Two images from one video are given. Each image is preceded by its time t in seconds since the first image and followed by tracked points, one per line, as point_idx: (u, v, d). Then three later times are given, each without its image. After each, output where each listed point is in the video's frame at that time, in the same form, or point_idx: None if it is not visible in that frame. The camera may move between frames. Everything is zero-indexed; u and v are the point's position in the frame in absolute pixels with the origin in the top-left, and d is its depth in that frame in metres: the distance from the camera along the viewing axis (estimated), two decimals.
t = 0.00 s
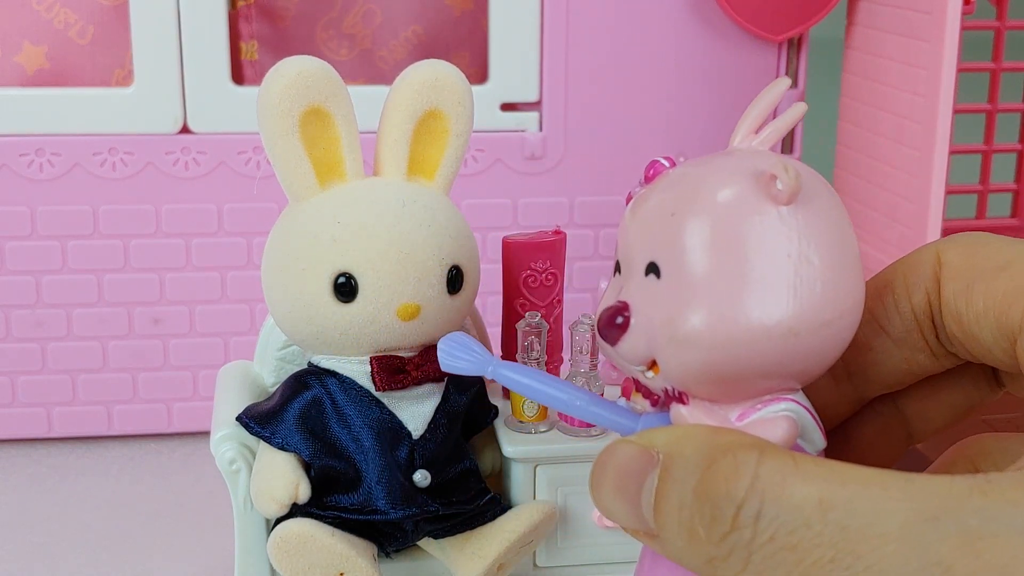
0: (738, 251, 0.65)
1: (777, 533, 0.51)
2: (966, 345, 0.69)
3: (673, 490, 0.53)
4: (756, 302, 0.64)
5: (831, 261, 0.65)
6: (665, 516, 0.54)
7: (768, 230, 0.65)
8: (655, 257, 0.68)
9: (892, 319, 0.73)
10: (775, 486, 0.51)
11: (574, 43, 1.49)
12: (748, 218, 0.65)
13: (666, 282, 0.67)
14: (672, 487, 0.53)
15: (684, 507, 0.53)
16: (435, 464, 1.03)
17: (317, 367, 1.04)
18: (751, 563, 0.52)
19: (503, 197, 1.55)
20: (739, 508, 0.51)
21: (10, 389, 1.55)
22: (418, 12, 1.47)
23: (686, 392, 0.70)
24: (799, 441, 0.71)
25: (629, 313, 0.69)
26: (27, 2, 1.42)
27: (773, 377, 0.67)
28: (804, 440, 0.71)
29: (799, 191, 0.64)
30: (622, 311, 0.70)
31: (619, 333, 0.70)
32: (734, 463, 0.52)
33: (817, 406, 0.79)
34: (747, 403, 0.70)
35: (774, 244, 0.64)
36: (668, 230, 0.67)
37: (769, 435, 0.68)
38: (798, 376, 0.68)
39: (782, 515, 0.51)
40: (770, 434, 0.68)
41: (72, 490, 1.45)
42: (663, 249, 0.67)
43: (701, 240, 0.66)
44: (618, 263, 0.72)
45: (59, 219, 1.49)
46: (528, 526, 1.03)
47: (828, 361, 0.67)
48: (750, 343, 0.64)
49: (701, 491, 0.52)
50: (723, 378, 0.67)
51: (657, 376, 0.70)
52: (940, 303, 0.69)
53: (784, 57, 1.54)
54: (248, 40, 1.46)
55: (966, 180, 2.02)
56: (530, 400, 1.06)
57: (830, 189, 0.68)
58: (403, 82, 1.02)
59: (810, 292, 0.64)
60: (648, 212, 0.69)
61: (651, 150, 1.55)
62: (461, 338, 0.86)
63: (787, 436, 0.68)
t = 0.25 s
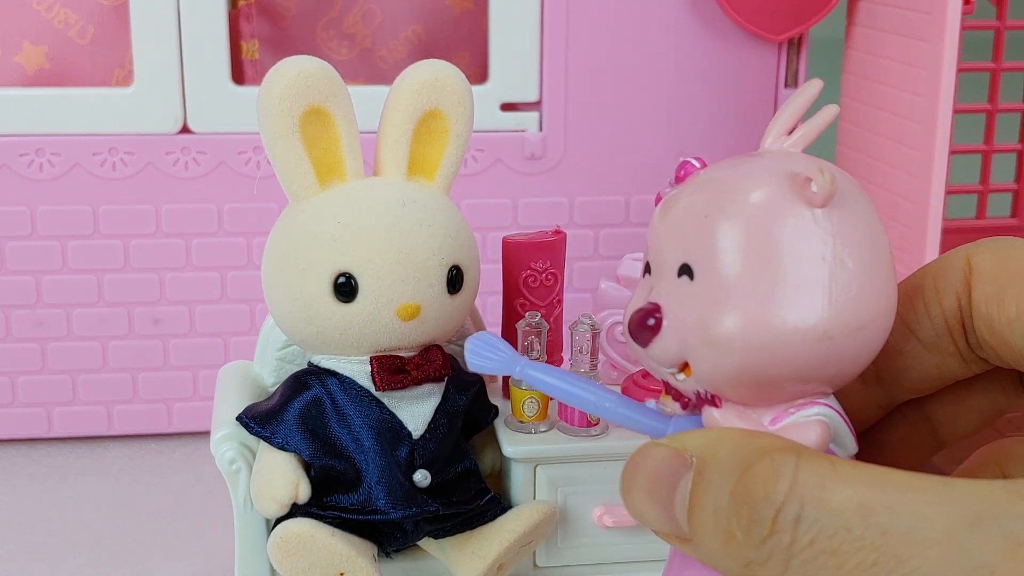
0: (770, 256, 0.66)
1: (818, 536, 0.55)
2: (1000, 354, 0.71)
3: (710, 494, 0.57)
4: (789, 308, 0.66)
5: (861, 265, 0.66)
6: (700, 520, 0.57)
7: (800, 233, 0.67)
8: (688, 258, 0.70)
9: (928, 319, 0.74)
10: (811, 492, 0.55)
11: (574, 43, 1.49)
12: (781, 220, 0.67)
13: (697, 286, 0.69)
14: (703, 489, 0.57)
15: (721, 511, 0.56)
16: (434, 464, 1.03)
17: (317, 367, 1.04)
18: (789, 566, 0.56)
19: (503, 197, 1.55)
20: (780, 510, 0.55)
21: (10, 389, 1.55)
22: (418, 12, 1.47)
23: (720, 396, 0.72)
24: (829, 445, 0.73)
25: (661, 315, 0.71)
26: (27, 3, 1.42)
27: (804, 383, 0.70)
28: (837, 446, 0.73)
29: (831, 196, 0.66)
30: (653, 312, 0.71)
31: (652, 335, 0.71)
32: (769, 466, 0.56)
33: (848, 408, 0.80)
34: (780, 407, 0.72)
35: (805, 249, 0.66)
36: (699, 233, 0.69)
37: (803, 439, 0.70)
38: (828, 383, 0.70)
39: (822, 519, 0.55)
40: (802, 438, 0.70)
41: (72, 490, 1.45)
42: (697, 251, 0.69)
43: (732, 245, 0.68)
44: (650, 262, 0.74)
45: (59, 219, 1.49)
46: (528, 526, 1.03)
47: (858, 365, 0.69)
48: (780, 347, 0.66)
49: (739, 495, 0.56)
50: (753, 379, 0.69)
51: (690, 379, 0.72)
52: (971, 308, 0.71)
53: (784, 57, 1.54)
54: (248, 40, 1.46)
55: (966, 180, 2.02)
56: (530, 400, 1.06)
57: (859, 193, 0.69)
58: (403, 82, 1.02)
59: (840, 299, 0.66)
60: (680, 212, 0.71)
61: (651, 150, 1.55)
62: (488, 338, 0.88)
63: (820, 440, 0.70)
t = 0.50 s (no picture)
0: (865, 269, 0.80)
1: (926, 554, 0.73)
2: None
3: (809, 516, 0.75)
4: (883, 317, 0.79)
5: (955, 281, 0.80)
6: (802, 538, 0.76)
7: (894, 246, 0.80)
8: (785, 277, 0.84)
9: None
10: (921, 515, 0.73)
11: (574, 43, 1.49)
12: (875, 234, 0.81)
13: (795, 300, 0.83)
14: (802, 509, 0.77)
15: (824, 532, 0.75)
16: (435, 465, 1.03)
17: (317, 367, 1.04)
18: None
19: (503, 197, 1.55)
20: (890, 532, 0.73)
21: (10, 389, 1.55)
22: (418, 12, 1.48)
23: (817, 416, 0.87)
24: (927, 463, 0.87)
25: (755, 332, 0.86)
26: (27, 3, 1.42)
27: (898, 400, 0.83)
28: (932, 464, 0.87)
29: (928, 210, 0.80)
30: (748, 330, 0.87)
31: (749, 353, 0.87)
32: (880, 490, 0.74)
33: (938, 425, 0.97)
34: (877, 427, 0.86)
35: (899, 260, 0.80)
36: (798, 252, 0.83)
37: (903, 457, 0.84)
38: (917, 401, 0.84)
39: (932, 538, 0.73)
40: (901, 458, 0.84)
41: (72, 490, 1.45)
42: (794, 272, 0.83)
43: (829, 260, 0.81)
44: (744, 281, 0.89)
45: (59, 219, 1.49)
46: (528, 526, 1.03)
47: (942, 379, 0.82)
48: (879, 358, 0.80)
49: (844, 518, 0.74)
50: (845, 389, 0.82)
51: (782, 397, 0.88)
52: None
53: (784, 57, 1.54)
54: (248, 40, 1.46)
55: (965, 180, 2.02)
56: (530, 400, 1.06)
57: (946, 211, 0.83)
58: (403, 82, 1.02)
59: (931, 306, 0.79)
60: (776, 232, 0.86)
61: (651, 150, 1.55)
62: (562, 356, 0.99)
63: (918, 458, 0.84)
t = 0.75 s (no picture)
0: (942, 285, 0.85)
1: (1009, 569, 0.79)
2: None
3: (900, 533, 0.81)
4: (961, 333, 0.84)
5: None
6: (883, 556, 0.82)
7: (972, 261, 0.85)
8: (863, 293, 0.89)
9: None
10: (1007, 535, 0.79)
11: (574, 43, 1.49)
12: (953, 250, 0.85)
13: (874, 316, 0.88)
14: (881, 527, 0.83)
15: (911, 551, 0.81)
16: (435, 464, 1.03)
17: (317, 367, 1.04)
18: None
19: (503, 197, 1.54)
20: (974, 550, 0.79)
21: (10, 389, 1.55)
22: (418, 12, 1.47)
23: (896, 434, 0.91)
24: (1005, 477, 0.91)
25: (834, 348, 0.91)
26: (27, 3, 1.42)
27: (978, 418, 0.87)
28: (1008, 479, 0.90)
29: (1006, 225, 0.84)
30: (824, 346, 0.92)
31: (827, 369, 0.92)
32: (965, 508, 0.80)
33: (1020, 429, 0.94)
34: (955, 444, 0.90)
35: (976, 275, 0.84)
36: (875, 269, 0.88)
37: (980, 474, 0.88)
38: (997, 418, 0.88)
39: (1016, 556, 0.78)
40: (980, 474, 0.88)
41: (73, 490, 1.45)
42: (871, 289, 0.88)
43: (906, 276, 0.86)
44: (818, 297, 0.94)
45: (59, 219, 1.49)
46: (528, 526, 1.03)
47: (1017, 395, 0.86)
48: (958, 373, 0.84)
49: (930, 537, 0.80)
50: (924, 405, 0.87)
51: (859, 415, 0.93)
52: None
53: (784, 57, 1.54)
54: (248, 40, 1.46)
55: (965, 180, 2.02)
56: (530, 400, 1.06)
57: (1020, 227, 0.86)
58: (403, 82, 1.02)
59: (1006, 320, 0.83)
60: (849, 250, 0.91)
61: (651, 150, 1.55)
62: (631, 375, 1.05)
63: (996, 474, 0.88)
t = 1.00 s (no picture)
0: None
1: None
2: None
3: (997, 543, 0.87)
4: None
5: None
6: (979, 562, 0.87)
7: None
8: (954, 305, 0.89)
9: None
10: None
11: (574, 43, 1.49)
12: None
13: (966, 328, 0.88)
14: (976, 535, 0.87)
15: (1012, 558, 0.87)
16: (435, 464, 1.03)
17: (317, 367, 1.04)
18: None
19: (503, 197, 1.54)
20: None
21: (10, 389, 1.55)
22: (418, 12, 1.48)
23: (988, 445, 0.91)
24: None
25: (925, 360, 0.91)
26: (27, 3, 1.42)
27: None
28: None
29: None
30: (916, 358, 0.92)
31: (917, 380, 0.92)
32: None
33: None
34: None
35: None
36: (968, 281, 0.88)
37: None
38: None
39: None
40: None
41: (73, 490, 1.45)
42: (963, 300, 0.88)
43: (999, 287, 0.86)
44: (908, 309, 0.94)
45: (59, 219, 1.49)
46: (528, 526, 1.03)
47: None
48: None
49: None
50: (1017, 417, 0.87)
51: (951, 425, 0.93)
52: None
53: (784, 57, 1.54)
54: (248, 40, 1.46)
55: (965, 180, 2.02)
56: (530, 400, 1.06)
57: None
58: (403, 82, 1.02)
59: None
60: (940, 262, 0.91)
61: (652, 150, 1.55)
62: (721, 387, 1.05)
63: None
